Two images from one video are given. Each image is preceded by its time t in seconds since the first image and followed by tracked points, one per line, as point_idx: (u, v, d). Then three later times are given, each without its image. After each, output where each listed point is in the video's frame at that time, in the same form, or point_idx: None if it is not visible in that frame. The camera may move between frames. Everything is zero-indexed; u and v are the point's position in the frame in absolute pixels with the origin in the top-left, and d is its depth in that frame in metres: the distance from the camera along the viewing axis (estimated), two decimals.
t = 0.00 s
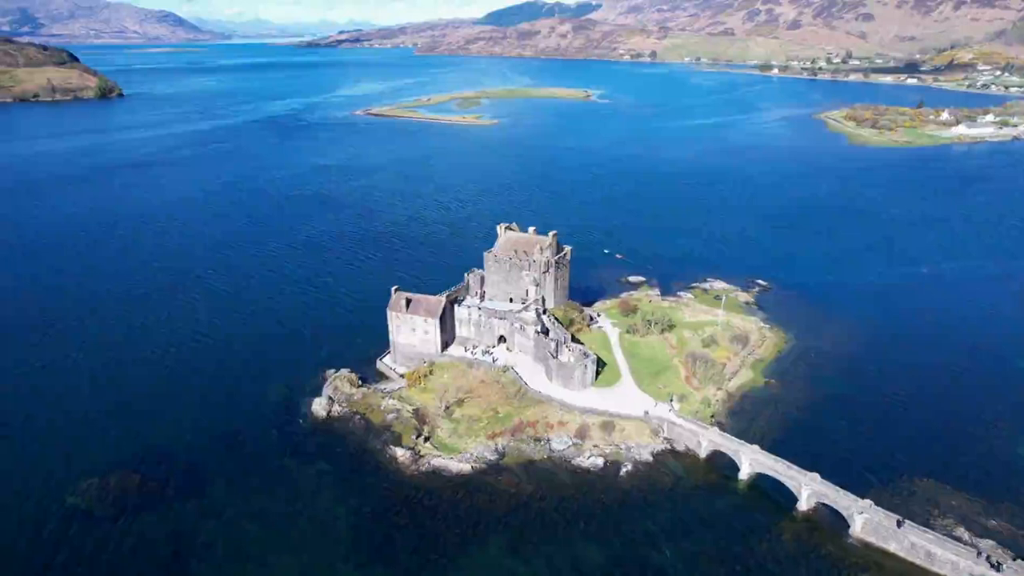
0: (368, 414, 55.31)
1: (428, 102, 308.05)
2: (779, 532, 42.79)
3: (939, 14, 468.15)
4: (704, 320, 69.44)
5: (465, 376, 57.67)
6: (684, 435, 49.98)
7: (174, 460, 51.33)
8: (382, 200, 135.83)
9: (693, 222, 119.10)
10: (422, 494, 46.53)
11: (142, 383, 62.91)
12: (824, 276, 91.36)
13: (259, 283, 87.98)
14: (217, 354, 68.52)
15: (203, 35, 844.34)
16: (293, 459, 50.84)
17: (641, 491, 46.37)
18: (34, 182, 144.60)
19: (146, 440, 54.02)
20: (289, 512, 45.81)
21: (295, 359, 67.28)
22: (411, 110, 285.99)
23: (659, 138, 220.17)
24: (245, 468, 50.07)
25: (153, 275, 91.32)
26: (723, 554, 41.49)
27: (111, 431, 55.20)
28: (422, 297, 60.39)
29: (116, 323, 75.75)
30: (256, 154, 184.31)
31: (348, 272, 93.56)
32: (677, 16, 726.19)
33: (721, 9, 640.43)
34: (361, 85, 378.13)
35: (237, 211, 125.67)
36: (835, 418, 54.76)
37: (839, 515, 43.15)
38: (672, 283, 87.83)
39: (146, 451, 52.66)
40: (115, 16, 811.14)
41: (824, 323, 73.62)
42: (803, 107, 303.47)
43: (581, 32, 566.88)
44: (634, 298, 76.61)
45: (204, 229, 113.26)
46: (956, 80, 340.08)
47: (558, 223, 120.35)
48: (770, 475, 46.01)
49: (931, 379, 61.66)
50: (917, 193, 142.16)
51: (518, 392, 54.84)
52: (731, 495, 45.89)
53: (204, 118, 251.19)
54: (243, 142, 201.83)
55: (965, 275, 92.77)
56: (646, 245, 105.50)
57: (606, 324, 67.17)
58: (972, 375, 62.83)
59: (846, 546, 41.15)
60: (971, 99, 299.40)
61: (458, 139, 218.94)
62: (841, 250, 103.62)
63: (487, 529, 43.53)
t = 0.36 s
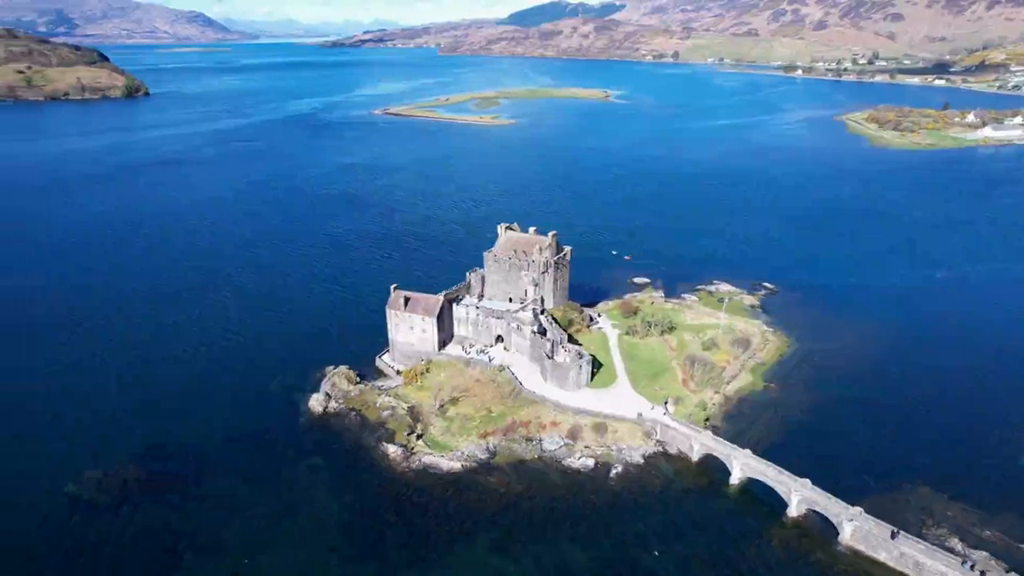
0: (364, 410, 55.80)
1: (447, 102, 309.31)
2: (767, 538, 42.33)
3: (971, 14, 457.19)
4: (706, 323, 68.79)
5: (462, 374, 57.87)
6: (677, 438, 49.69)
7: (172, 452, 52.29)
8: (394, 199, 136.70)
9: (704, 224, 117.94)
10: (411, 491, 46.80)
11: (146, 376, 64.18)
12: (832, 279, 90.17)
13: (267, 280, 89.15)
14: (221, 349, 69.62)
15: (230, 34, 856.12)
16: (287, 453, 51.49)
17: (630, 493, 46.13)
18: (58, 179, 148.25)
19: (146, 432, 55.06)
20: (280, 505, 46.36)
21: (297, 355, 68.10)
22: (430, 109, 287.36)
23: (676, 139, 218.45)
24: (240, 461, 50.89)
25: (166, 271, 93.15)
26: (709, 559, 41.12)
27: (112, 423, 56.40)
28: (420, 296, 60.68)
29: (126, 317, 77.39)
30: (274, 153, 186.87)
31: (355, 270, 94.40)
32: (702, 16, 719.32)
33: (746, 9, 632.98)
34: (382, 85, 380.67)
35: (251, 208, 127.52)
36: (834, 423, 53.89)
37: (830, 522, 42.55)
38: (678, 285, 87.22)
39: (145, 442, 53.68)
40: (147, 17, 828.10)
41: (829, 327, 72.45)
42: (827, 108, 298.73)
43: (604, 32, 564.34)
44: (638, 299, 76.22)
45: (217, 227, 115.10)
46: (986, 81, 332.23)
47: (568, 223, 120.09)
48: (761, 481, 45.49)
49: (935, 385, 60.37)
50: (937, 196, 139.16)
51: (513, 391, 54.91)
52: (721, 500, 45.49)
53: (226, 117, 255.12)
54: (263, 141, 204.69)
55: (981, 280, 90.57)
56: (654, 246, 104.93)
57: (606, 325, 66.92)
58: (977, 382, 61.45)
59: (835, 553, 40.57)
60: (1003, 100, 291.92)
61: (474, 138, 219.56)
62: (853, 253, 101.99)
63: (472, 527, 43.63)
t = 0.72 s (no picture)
0: (359, 407, 56.36)
1: (465, 102, 310.20)
2: (753, 543, 41.93)
3: (1004, 14, 446.69)
4: (707, 325, 68.29)
5: (457, 372, 58.15)
6: (668, 440, 49.45)
7: (170, 444, 53.26)
8: (406, 197, 137.40)
9: (715, 225, 116.88)
10: (400, 487, 47.15)
11: (150, 369, 65.44)
12: (841, 282, 88.85)
13: (274, 277, 90.26)
14: (225, 344, 70.69)
15: (256, 33, 866.82)
16: (281, 448, 52.14)
17: (619, 495, 45.95)
18: (80, 175, 151.57)
19: (146, 424, 56.16)
20: (271, 499, 46.96)
21: (298, 351, 68.95)
22: (448, 109, 288.48)
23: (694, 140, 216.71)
24: (234, 455, 51.64)
25: (177, 266, 94.86)
26: (693, 563, 40.79)
27: (114, 415, 57.64)
28: (418, 294, 61.04)
29: (135, 311, 78.95)
30: (290, 151, 189.05)
31: (361, 268, 95.26)
32: (727, 16, 711.97)
33: (772, 9, 625.41)
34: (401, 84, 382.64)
35: (264, 206, 129.18)
36: (830, 429, 53.23)
37: (818, 529, 42.04)
38: (682, 288, 86.70)
39: (145, 434, 54.73)
40: (176, 17, 842.85)
41: (834, 332, 71.48)
42: (849, 109, 294.20)
43: (626, 32, 561.40)
44: (640, 300, 75.93)
45: (230, 224, 116.79)
46: (1016, 83, 324.41)
47: (577, 223, 119.76)
48: (750, 485, 45.08)
49: (939, 391, 59.32)
50: (957, 200, 136.37)
51: (507, 391, 55.09)
52: (710, 504, 45.14)
53: (246, 116, 258.49)
54: (281, 139, 207.18)
55: (996, 285, 88.59)
56: (662, 247, 104.31)
57: (605, 326, 66.78)
58: (984, 389, 60.15)
59: (822, 561, 40.04)
60: None
61: (489, 138, 220.05)
62: (864, 256, 100.41)
63: (458, 524, 43.81)
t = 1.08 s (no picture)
0: (355, 403, 56.94)
1: (483, 102, 311.00)
2: (740, 547, 41.58)
3: None
4: (707, 327, 67.79)
5: (453, 370, 58.46)
6: (660, 443, 49.22)
7: (167, 435, 54.28)
8: (417, 196, 138.17)
9: (725, 226, 115.77)
10: (390, 484, 47.54)
11: (154, 361, 66.70)
12: (850, 286, 87.48)
13: (282, 274, 91.39)
14: (228, 338, 71.81)
15: (282, 32, 876.94)
16: (276, 442, 52.81)
17: (607, 496, 45.78)
18: (101, 172, 154.99)
19: (147, 415, 57.27)
20: (263, 491, 47.58)
21: (299, 346, 69.80)
22: (465, 109, 289.42)
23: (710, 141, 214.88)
24: (230, 448, 52.36)
25: (188, 261, 96.55)
26: (677, 566, 40.55)
27: (117, 404, 58.88)
28: (417, 292, 61.44)
29: (144, 305, 80.62)
30: (307, 149, 191.34)
31: (367, 266, 96.12)
32: (752, 16, 704.04)
33: (797, 9, 616.38)
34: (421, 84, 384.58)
35: (278, 203, 130.89)
36: (825, 434, 52.60)
37: (806, 535, 41.61)
38: (687, 289, 86.18)
39: (144, 425, 55.79)
40: (204, 17, 857.87)
41: (837, 335, 70.53)
42: (873, 111, 288.94)
43: (648, 32, 558.32)
44: (642, 301, 75.66)
45: (243, 220, 118.58)
46: None
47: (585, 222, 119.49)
48: (740, 489, 44.68)
49: (942, 399, 58.26)
50: (978, 204, 133.46)
51: (501, 390, 55.26)
52: (699, 508, 44.78)
53: (266, 114, 261.84)
54: (299, 137, 209.74)
55: (1010, 292, 86.62)
56: (669, 248, 103.81)
57: (604, 326, 66.66)
58: (990, 398, 58.86)
59: (807, 566, 39.68)
60: None
61: (505, 137, 220.50)
62: (877, 260, 98.68)
63: (443, 522, 43.92)
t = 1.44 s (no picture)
0: (352, 400, 57.55)
1: (500, 101, 311.44)
2: (726, 552, 41.34)
3: None
4: (708, 330, 67.23)
5: (450, 369, 58.74)
6: (652, 445, 49.02)
7: (167, 427, 55.34)
8: (428, 193, 138.78)
9: (736, 228, 114.62)
10: (380, 480, 48.01)
11: (160, 354, 68.02)
12: (859, 290, 86.03)
13: (290, 270, 92.53)
14: (233, 333, 72.97)
15: (307, 32, 886.28)
16: (273, 436, 53.58)
17: (595, 497, 45.76)
18: (123, 168, 158.24)
19: (149, 407, 58.36)
20: (256, 484, 48.36)
21: (301, 342, 70.67)
22: (483, 109, 290.15)
23: (727, 142, 213.09)
24: (226, 441, 53.20)
25: (200, 257, 98.21)
26: (661, 569, 40.41)
27: (121, 395, 60.19)
28: (415, 291, 61.83)
29: (154, 299, 82.22)
30: (324, 147, 193.25)
31: (374, 263, 96.93)
32: (777, 16, 695.35)
33: (824, 8, 607.06)
34: (440, 83, 386.03)
35: (291, 200, 132.48)
36: (822, 439, 51.90)
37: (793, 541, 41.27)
38: (692, 291, 85.64)
39: (146, 417, 56.93)
40: (231, 17, 870.08)
41: (841, 339, 69.56)
42: (896, 113, 283.15)
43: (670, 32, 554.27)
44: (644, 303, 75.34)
45: (257, 217, 120.20)
46: None
47: (594, 221, 119.12)
48: (729, 494, 44.38)
49: (944, 406, 57.22)
50: (998, 208, 130.62)
51: (496, 389, 55.45)
52: (687, 511, 44.58)
53: (287, 112, 264.93)
54: (317, 136, 211.90)
55: None
56: (677, 250, 103.14)
57: (604, 327, 66.52)
58: (995, 407, 57.66)
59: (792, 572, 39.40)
60: None
61: (520, 137, 220.72)
62: (888, 263, 96.85)
63: (430, 520, 44.26)
